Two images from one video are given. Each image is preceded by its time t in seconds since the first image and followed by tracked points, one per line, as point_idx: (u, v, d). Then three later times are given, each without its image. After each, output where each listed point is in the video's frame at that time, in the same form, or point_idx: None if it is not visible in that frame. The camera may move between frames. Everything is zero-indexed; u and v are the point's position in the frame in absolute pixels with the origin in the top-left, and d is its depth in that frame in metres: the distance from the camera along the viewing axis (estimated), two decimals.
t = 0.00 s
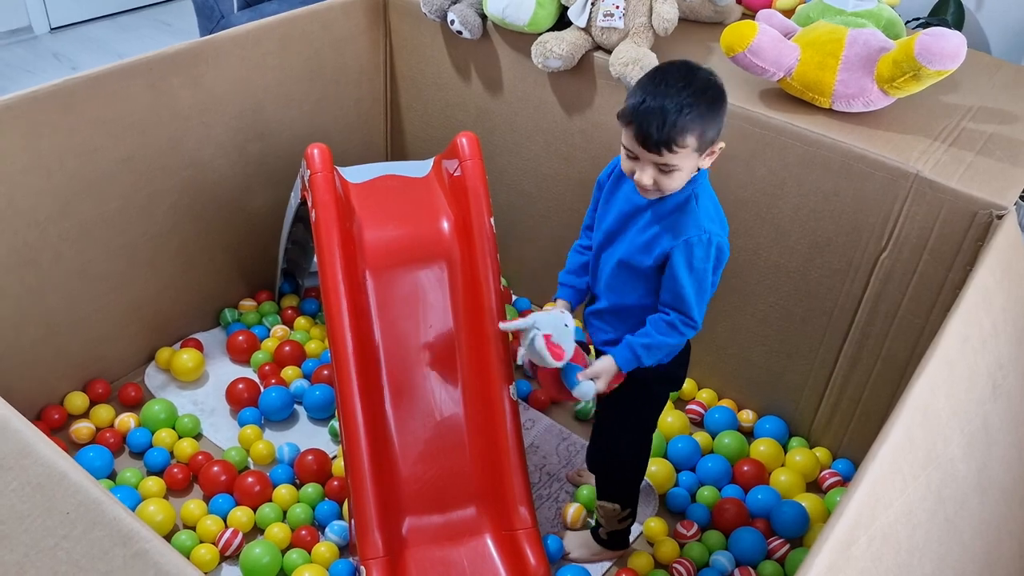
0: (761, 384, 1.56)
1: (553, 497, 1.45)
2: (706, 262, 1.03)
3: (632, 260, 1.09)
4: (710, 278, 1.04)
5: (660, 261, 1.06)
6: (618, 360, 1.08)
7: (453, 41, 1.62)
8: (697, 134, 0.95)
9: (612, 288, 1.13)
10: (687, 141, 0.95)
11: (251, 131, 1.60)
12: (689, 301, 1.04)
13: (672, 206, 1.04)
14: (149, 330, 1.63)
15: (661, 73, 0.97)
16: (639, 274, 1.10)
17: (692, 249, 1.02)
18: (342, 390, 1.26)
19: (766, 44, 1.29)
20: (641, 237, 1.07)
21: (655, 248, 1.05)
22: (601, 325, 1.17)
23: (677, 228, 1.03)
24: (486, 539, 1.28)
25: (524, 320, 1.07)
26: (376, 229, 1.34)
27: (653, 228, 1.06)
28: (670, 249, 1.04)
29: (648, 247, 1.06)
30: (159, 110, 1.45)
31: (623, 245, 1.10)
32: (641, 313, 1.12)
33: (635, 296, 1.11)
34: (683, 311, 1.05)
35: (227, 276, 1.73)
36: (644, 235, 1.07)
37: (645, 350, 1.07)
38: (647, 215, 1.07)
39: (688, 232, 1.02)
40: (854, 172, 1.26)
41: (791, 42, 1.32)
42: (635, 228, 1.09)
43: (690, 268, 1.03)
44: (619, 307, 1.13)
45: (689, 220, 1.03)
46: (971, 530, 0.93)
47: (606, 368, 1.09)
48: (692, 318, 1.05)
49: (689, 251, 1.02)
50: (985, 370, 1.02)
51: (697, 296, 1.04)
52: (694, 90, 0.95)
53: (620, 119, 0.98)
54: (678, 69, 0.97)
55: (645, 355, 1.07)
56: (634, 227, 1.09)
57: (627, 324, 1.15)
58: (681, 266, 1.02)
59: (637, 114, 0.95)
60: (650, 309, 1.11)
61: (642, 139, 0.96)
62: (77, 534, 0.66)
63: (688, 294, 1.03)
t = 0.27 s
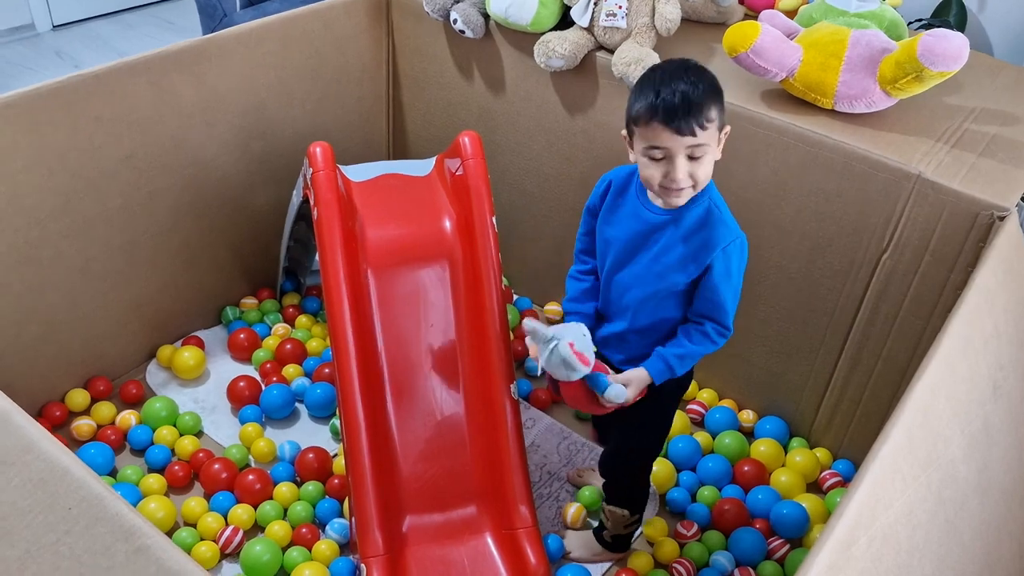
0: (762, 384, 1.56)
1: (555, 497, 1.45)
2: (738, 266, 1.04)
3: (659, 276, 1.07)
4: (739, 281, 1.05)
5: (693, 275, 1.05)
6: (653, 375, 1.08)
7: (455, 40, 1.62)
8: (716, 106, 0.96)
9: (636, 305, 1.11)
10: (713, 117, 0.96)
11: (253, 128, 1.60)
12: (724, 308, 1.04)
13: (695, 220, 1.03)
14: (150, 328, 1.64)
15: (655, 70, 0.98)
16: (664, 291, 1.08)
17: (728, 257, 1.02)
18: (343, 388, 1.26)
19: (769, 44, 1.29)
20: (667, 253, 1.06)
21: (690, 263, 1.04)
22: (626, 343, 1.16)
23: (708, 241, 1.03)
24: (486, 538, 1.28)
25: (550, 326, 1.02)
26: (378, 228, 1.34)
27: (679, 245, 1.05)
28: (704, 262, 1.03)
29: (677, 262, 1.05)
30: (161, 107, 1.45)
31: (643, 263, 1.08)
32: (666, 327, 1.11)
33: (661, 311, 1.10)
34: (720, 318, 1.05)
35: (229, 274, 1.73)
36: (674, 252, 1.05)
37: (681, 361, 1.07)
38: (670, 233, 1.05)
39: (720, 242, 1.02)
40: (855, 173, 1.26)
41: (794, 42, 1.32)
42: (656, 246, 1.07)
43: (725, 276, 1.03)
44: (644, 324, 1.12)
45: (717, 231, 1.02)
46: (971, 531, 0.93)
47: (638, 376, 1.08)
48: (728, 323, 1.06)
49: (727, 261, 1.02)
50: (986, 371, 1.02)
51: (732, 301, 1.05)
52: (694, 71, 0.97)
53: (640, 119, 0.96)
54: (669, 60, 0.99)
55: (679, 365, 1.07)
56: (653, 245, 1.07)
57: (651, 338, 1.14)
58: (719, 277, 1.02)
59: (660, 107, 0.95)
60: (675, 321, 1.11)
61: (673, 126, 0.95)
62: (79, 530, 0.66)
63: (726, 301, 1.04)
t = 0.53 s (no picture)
0: (762, 383, 1.55)
1: (555, 496, 1.45)
2: (734, 264, 1.04)
3: (655, 276, 1.06)
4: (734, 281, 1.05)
5: (689, 274, 1.04)
6: (661, 360, 1.03)
7: (456, 39, 1.62)
8: (718, 96, 0.98)
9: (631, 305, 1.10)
10: (714, 102, 0.97)
11: (254, 127, 1.60)
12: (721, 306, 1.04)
13: (691, 218, 1.03)
14: (151, 326, 1.64)
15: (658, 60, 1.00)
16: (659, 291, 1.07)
17: (725, 254, 1.02)
18: (343, 386, 1.26)
19: (769, 43, 1.29)
20: (664, 253, 1.05)
21: (687, 261, 1.04)
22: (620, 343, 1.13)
23: (705, 238, 1.03)
24: (486, 536, 1.28)
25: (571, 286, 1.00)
26: (379, 226, 1.34)
27: (675, 244, 1.04)
28: (701, 260, 1.03)
29: (674, 261, 1.05)
30: (162, 106, 1.45)
31: (639, 262, 1.07)
32: (658, 328, 1.11)
33: (655, 311, 1.09)
34: (715, 316, 1.05)
35: (229, 273, 1.73)
36: (671, 250, 1.04)
37: (684, 350, 1.04)
38: (666, 231, 1.04)
39: (718, 240, 1.02)
40: (856, 171, 1.26)
41: (795, 41, 1.32)
42: (651, 245, 1.06)
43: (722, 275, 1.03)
44: (638, 325, 1.11)
45: (714, 229, 1.02)
46: (971, 530, 0.92)
47: (646, 353, 1.02)
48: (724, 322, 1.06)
49: (724, 258, 1.02)
50: (987, 370, 1.02)
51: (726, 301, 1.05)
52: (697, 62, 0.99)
53: (640, 98, 0.97)
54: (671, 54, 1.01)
55: (683, 352, 1.04)
56: (648, 244, 1.06)
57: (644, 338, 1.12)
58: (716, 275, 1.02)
59: (662, 85, 0.96)
60: (667, 323, 1.10)
61: (674, 105, 0.96)
62: (79, 527, 0.66)
63: (720, 300, 1.04)
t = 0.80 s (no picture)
0: (763, 382, 1.55)
1: (555, 495, 1.45)
2: (732, 254, 1.04)
3: (654, 269, 1.06)
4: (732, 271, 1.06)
5: (689, 265, 1.04)
6: (671, 351, 1.03)
7: (456, 38, 1.62)
8: (714, 95, 0.98)
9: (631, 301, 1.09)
10: (708, 101, 0.97)
11: (254, 126, 1.60)
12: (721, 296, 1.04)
13: (688, 210, 1.03)
14: (151, 325, 1.64)
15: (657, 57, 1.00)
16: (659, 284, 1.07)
17: (724, 244, 1.03)
18: (344, 384, 1.26)
19: (769, 41, 1.28)
20: (661, 245, 1.05)
21: (686, 254, 1.04)
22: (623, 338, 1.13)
23: (703, 229, 1.03)
24: (486, 535, 1.28)
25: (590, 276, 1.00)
26: (378, 225, 1.34)
27: (673, 237, 1.04)
28: (701, 250, 1.03)
29: (673, 253, 1.04)
30: (162, 105, 1.45)
31: (637, 257, 1.07)
32: (658, 322, 1.10)
33: (654, 305, 1.09)
34: (716, 306, 1.05)
35: (230, 272, 1.73)
36: (670, 244, 1.04)
37: (692, 341, 1.04)
38: (663, 225, 1.04)
39: (716, 231, 1.02)
40: (857, 170, 1.26)
41: (795, 39, 1.32)
42: (648, 240, 1.06)
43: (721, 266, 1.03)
44: (640, 319, 1.10)
45: (711, 220, 1.02)
46: (972, 528, 0.92)
47: (656, 347, 1.02)
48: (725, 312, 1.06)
49: (724, 247, 1.03)
50: (987, 368, 1.02)
51: (725, 291, 1.05)
52: (696, 60, 0.99)
53: (636, 94, 0.97)
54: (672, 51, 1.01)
55: (691, 343, 1.04)
56: (646, 238, 1.06)
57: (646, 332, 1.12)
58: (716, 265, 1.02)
59: (657, 82, 0.96)
60: (667, 316, 1.10)
61: (668, 103, 0.95)
62: (79, 526, 0.66)
63: (721, 290, 1.04)
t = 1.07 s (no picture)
0: (767, 376, 1.55)
1: (559, 491, 1.44)
2: (739, 247, 1.04)
3: (660, 259, 1.05)
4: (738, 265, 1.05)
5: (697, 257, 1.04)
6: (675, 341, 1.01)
7: (457, 33, 1.61)
8: (707, 107, 0.94)
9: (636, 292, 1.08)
10: (699, 115, 0.93)
11: (254, 123, 1.59)
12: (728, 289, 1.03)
13: (697, 201, 1.03)
14: (153, 324, 1.63)
15: (656, 58, 0.96)
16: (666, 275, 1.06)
17: (732, 236, 1.02)
18: (347, 382, 1.25)
19: (772, 33, 1.28)
20: (668, 235, 1.04)
21: (694, 243, 1.03)
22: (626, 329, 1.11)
23: (713, 220, 1.02)
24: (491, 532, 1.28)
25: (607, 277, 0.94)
26: (380, 222, 1.34)
27: (682, 228, 1.04)
28: (709, 241, 1.02)
29: (682, 244, 1.04)
30: (162, 103, 1.44)
31: (645, 247, 1.06)
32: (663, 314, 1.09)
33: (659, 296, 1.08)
34: (721, 298, 1.03)
35: (231, 270, 1.73)
36: (678, 234, 1.04)
37: (695, 332, 1.02)
38: (672, 215, 1.04)
39: (725, 222, 1.02)
40: (861, 162, 1.26)
41: (797, 31, 1.31)
42: (655, 230, 1.05)
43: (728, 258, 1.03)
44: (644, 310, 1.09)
45: (721, 211, 1.02)
46: (980, 522, 0.92)
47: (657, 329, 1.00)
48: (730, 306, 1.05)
49: (732, 239, 1.02)
50: (994, 360, 1.01)
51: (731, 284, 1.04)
52: (692, 66, 0.95)
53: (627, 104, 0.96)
54: (674, 50, 0.96)
55: (694, 334, 1.02)
56: (655, 228, 1.05)
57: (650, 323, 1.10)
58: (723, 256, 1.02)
59: (645, 96, 0.94)
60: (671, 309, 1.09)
61: (654, 119, 0.93)
62: (81, 526, 0.66)
63: (727, 282, 1.03)
